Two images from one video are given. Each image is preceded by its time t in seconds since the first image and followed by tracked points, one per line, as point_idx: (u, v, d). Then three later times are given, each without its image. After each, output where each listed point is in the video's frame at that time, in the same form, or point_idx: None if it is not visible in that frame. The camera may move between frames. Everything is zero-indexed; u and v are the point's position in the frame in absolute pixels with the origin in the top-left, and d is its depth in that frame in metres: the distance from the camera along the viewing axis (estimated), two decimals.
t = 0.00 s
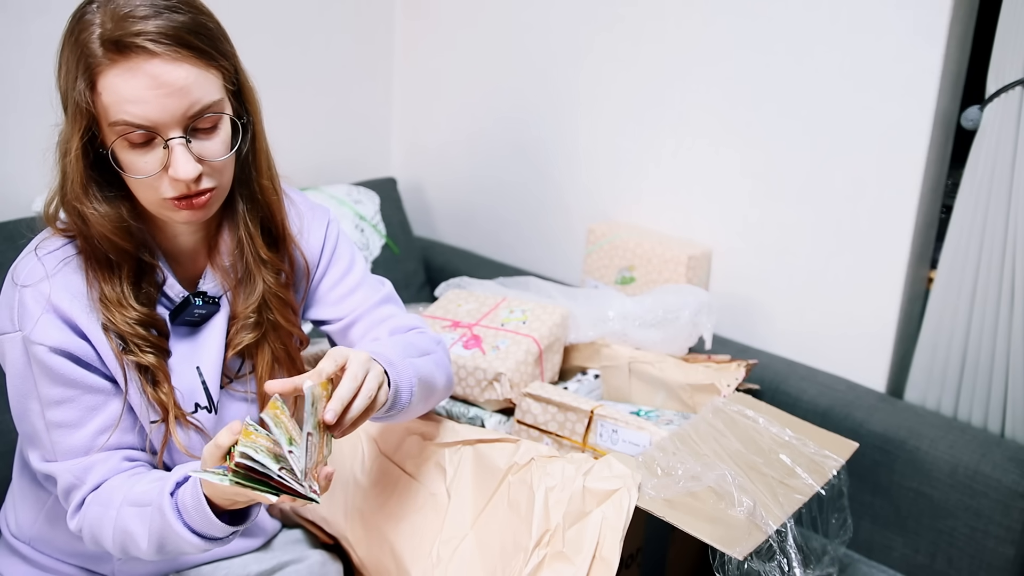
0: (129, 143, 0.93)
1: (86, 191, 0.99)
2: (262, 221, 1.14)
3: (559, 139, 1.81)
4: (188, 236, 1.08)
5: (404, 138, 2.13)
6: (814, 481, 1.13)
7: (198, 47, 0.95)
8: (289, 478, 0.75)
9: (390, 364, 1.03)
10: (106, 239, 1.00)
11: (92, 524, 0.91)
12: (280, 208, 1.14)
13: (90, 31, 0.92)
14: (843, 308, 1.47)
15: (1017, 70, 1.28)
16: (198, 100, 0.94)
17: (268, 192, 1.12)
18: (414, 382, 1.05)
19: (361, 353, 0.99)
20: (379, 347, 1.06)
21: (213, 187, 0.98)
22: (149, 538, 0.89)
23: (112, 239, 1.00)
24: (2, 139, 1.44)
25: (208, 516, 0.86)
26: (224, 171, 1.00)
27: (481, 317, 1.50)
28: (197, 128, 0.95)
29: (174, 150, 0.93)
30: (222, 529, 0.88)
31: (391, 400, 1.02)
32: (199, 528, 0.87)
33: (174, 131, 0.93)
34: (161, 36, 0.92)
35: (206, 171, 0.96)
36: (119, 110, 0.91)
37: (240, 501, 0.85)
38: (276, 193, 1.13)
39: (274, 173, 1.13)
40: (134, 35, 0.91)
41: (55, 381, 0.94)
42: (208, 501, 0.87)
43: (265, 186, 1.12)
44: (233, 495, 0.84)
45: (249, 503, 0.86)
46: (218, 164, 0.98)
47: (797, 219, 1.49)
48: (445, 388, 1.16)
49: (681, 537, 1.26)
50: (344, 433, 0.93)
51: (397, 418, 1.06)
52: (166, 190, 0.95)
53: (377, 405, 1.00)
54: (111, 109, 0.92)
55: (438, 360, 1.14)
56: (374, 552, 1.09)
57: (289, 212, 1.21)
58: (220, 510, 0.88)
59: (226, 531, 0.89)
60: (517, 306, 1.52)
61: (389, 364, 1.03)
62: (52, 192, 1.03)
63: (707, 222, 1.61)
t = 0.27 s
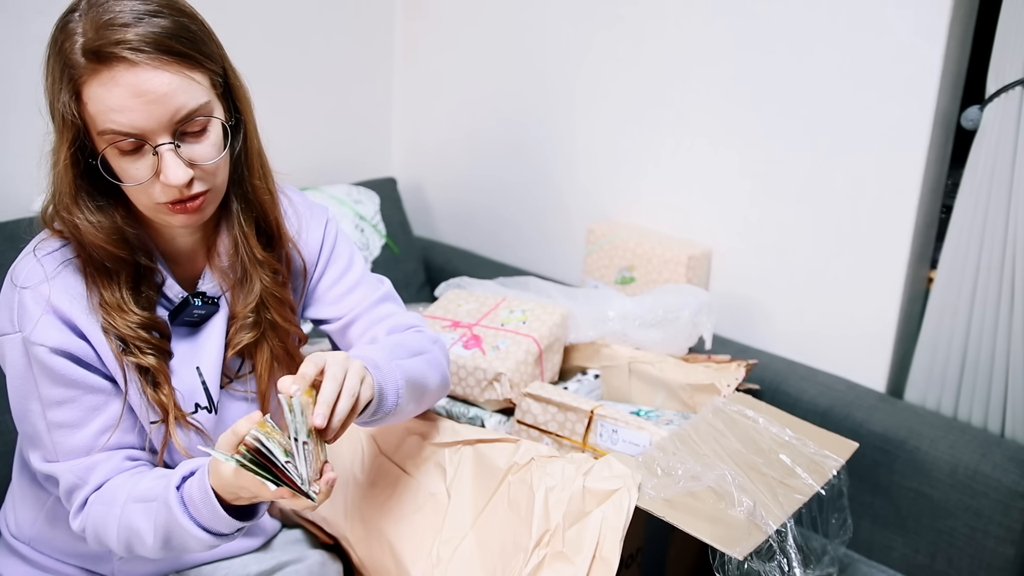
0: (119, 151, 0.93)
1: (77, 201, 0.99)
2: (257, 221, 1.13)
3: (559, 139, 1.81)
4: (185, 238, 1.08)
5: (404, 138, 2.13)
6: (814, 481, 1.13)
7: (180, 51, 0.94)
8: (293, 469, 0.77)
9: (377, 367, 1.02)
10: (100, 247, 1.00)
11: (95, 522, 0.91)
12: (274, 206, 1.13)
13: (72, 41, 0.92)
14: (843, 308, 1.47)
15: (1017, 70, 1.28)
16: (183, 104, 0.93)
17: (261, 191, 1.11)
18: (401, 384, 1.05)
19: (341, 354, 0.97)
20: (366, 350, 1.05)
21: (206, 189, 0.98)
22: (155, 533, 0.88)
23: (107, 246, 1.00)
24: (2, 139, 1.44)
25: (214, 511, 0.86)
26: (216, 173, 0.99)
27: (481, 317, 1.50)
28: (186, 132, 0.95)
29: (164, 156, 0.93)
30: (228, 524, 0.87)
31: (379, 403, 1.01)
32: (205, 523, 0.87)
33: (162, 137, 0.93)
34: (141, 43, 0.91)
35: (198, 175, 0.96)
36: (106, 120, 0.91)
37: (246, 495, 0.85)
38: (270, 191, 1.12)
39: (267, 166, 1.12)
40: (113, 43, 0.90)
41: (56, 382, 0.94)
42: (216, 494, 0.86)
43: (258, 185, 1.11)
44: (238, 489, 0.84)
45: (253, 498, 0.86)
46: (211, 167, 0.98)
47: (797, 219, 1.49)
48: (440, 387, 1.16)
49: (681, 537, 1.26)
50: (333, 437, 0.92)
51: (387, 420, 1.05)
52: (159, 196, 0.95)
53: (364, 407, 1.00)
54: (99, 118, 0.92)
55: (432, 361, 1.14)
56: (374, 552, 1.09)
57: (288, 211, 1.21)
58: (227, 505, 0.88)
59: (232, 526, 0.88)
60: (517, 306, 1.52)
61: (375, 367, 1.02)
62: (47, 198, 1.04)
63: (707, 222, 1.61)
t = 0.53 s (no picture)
0: (116, 152, 0.93)
1: (72, 203, 0.99)
2: (255, 221, 1.13)
3: (559, 139, 1.81)
4: (182, 239, 1.08)
5: (404, 138, 2.13)
6: (814, 481, 1.13)
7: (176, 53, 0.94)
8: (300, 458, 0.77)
9: (374, 366, 1.02)
10: (97, 248, 0.99)
11: (92, 523, 0.91)
12: (271, 206, 1.13)
13: (68, 43, 0.91)
14: (843, 308, 1.47)
15: (1017, 69, 1.28)
16: (180, 106, 0.93)
17: (259, 192, 1.11)
18: (398, 384, 1.05)
19: (332, 360, 0.98)
20: (364, 349, 1.05)
21: (203, 191, 0.98)
22: (150, 534, 0.89)
23: (105, 248, 1.00)
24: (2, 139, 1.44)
25: (209, 511, 0.87)
26: (213, 174, 0.99)
27: (481, 317, 1.50)
28: (183, 133, 0.95)
29: (161, 158, 0.93)
30: (223, 525, 0.88)
31: (376, 403, 1.01)
32: (199, 524, 0.88)
33: (159, 139, 0.93)
34: (139, 45, 0.91)
35: (195, 176, 0.96)
36: (102, 121, 0.91)
37: (241, 494, 0.85)
38: (269, 191, 1.12)
39: (263, 163, 1.12)
40: (109, 45, 0.90)
41: (53, 383, 0.94)
42: (210, 495, 0.87)
43: (256, 186, 1.11)
44: (234, 487, 0.84)
45: (250, 495, 0.86)
46: (208, 168, 0.98)
47: (797, 219, 1.49)
48: (438, 386, 1.16)
49: (681, 537, 1.26)
50: (325, 443, 0.92)
51: (384, 420, 1.05)
52: (156, 197, 0.95)
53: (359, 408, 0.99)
54: (95, 120, 0.92)
55: (430, 360, 1.14)
56: (374, 552, 1.09)
57: (286, 211, 1.20)
58: (222, 505, 0.88)
59: (227, 527, 0.89)
60: (517, 306, 1.52)
61: (372, 367, 1.02)
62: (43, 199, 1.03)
63: (707, 222, 1.61)
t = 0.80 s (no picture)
0: (115, 152, 0.93)
1: (71, 203, 0.99)
2: (254, 221, 1.13)
3: (559, 139, 1.81)
4: (180, 240, 1.08)
5: (404, 138, 2.13)
6: (814, 481, 1.13)
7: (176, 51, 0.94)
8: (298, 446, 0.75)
9: (376, 369, 1.02)
10: (96, 248, 0.99)
11: (91, 524, 0.91)
12: (269, 205, 1.13)
13: (68, 43, 0.91)
14: (843, 308, 1.47)
15: (1017, 70, 1.28)
16: (180, 104, 0.93)
17: (258, 192, 1.11)
18: (398, 385, 1.05)
19: (336, 357, 0.97)
20: (366, 350, 1.05)
21: (202, 190, 0.98)
22: (149, 536, 0.89)
23: (103, 249, 1.00)
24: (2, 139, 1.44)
25: (208, 513, 0.87)
26: (213, 174, 0.99)
27: (481, 317, 1.50)
28: (183, 133, 0.95)
29: (161, 157, 0.93)
30: (222, 526, 0.88)
31: (376, 404, 1.01)
32: (199, 525, 0.88)
33: (159, 138, 0.93)
34: (139, 45, 0.91)
35: (195, 175, 0.96)
36: (102, 121, 0.91)
37: (239, 495, 0.85)
38: (268, 190, 1.12)
39: (260, 158, 1.11)
40: (109, 44, 0.90)
41: (51, 384, 0.94)
42: (209, 496, 0.87)
43: (254, 186, 1.11)
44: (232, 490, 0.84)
45: (249, 496, 0.86)
46: (208, 168, 0.98)
47: (798, 219, 1.49)
48: (438, 386, 1.16)
49: (681, 537, 1.26)
50: (326, 437, 0.93)
51: (384, 420, 1.05)
52: (156, 197, 0.95)
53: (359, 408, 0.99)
54: (94, 120, 0.92)
55: (430, 361, 1.14)
56: (374, 552, 1.09)
57: (285, 211, 1.20)
58: (222, 506, 0.88)
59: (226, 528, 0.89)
60: (517, 306, 1.52)
61: (374, 369, 1.02)
62: (42, 199, 1.03)
63: (707, 222, 1.61)
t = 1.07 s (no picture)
0: (115, 150, 0.93)
1: (70, 202, 0.98)
2: (253, 221, 1.13)
3: (559, 139, 1.81)
4: (178, 239, 1.08)
5: (404, 138, 2.13)
6: (814, 481, 1.13)
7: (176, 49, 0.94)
8: (289, 454, 0.75)
9: (375, 369, 1.02)
10: (95, 248, 0.99)
11: (91, 522, 0.91)
12: (268, 204, 1.13)
13: (68, 41, 0.91)
14: (843, 308, 1.47)
15: (1017, 70, 1.28)
16: (179, 102, 0.93)
17: (257, 192, 1.11)
18: (397, 387, 1.05)
19: (339, 366, 0.98)
20: (365, 350, 1.05)
21: (202, 188, 0.98)
22: (150, 531, 0.89)
23: (102, 249, 1.00)
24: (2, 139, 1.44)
25: (208, 508, 0.87)
26: (213, 172, 0.99)
27: (481, 317, 1.50)
28: (182, 130, 0.95)
29: (160, 155, 0.93)
30: (222, 521, 0.88)
31: (375, 404, 1.01)
32: (199, 520, 0.88)
33: (159, 136, 0.93)
34: (139, 43, 0.91)
35: (195, 174, 0.96)
36: (102, 119, 0.91)
37: (238, 491, 0.85)
38: (267, 189, 1.12)
39: (258, 155, 1.11)
40: (108, 42, 0.90)
41: (50, 383, 0.94)
42: (209, 491, 0.87)
43: (253, 186, 1.11)
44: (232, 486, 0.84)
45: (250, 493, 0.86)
46: (207, 166, 0.98)
47: (798, 219, 1.49)
48: (436, 387, 1.16)
49: (681, 537, 1.26)
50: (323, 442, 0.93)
51: (382, 421, 1.06)
52: (156, 195, 0.95)
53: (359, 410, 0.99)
54: (94, 118, 0.92)
55: (429, 362, 1.14)
56: (374, 552, 1.09)
57: (283, 211, 1.20)
58: (222, 502, 0.88)
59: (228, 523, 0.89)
60: (517, 306, 1.52)
61: (373, 369, 1.02)
62: (41, 198, 1.03)
63: (707, 222, 1.61)
